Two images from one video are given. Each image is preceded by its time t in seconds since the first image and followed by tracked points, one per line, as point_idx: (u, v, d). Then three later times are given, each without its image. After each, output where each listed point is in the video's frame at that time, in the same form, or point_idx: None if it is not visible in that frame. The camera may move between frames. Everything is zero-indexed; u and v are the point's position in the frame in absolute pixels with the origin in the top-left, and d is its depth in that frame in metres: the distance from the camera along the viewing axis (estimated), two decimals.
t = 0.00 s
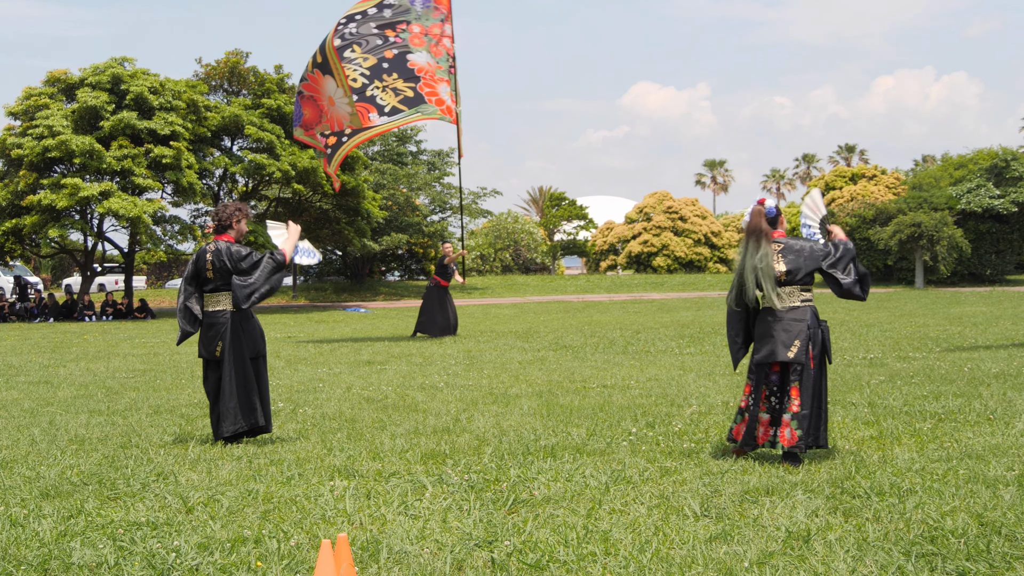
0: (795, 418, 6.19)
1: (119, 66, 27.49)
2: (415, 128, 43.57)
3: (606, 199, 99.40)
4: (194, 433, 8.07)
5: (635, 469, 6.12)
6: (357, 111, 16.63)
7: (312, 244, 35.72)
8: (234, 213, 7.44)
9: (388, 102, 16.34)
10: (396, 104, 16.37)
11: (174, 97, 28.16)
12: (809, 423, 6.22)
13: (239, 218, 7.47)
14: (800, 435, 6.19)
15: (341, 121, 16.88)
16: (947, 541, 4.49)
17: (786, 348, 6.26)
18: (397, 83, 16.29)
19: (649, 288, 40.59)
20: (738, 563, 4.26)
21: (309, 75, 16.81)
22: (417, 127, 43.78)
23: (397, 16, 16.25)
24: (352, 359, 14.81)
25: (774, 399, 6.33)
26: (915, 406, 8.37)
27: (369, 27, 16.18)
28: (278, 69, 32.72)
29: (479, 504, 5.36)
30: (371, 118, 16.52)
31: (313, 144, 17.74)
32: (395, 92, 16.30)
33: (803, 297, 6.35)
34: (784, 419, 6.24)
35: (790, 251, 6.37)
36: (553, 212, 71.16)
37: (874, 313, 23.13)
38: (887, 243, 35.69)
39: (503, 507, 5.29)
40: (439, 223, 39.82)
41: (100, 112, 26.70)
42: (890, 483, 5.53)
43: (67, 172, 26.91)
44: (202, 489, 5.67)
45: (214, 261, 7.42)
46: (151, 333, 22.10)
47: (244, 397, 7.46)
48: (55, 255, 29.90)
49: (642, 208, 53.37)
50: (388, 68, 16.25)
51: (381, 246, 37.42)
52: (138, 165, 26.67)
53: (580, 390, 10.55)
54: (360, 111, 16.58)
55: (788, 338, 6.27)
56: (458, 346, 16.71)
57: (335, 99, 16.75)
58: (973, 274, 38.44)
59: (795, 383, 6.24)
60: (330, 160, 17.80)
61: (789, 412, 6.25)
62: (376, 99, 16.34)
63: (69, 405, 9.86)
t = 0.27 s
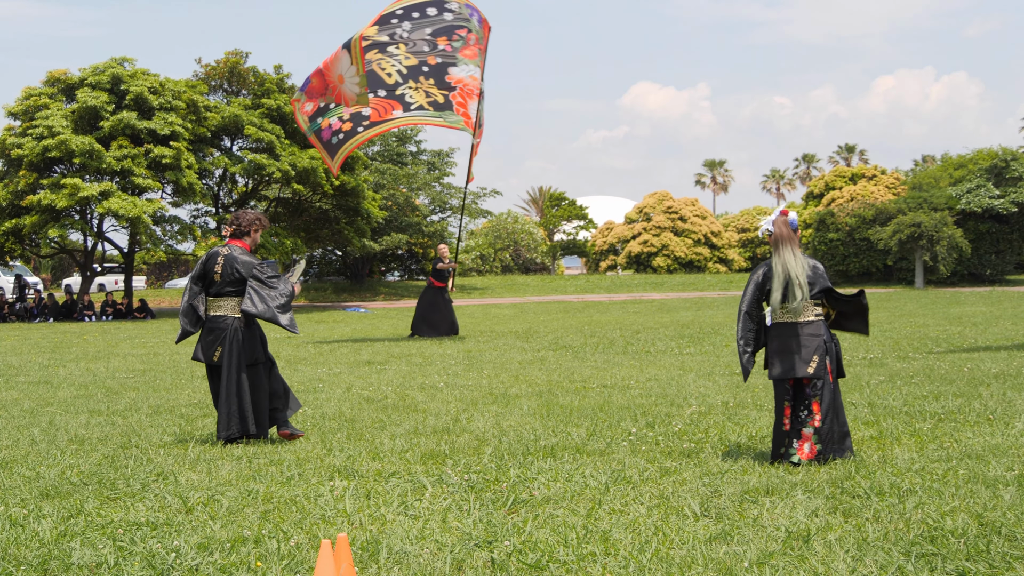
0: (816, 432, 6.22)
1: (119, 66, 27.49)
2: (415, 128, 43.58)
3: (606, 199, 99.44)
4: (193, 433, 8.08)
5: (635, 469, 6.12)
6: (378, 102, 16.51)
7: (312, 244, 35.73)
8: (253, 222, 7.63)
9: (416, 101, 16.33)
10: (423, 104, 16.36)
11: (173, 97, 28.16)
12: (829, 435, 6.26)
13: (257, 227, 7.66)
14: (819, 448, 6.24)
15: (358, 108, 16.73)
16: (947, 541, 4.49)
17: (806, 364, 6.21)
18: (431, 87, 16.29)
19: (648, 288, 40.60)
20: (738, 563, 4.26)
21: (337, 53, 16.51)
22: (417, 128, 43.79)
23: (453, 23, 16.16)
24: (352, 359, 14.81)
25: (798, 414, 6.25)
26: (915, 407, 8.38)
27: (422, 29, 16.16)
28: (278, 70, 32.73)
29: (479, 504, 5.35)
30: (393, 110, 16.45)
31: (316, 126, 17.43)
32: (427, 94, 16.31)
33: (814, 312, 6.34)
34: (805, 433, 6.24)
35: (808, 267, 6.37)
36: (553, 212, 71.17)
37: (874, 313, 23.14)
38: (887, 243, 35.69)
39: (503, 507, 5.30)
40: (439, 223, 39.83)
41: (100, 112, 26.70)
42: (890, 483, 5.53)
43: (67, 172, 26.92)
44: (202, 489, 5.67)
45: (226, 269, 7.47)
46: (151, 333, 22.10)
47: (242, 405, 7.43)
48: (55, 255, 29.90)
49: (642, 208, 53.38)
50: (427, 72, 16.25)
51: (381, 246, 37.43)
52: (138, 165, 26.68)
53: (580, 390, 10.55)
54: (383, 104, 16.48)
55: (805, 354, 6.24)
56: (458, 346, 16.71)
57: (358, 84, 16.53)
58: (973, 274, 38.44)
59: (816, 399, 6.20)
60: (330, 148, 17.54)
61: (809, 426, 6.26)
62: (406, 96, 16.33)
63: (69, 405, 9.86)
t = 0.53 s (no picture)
0: (817, 432, 6.23)
1: (119, 66, 27.49)
2: (415, 128, 43.56)
3: (606, 199, 99.45)
4: (193, 433, 8.07)
5: (635, 469, 6.12)
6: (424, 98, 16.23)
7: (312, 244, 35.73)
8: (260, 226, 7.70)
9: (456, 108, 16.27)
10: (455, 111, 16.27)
11: (173, 97, 28.16)
12: (830, 436, 6.24)
13: (263, 230, 7.72)
14: (821, 447, 6.23)
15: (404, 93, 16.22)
16: (947, 541, 4.48)
17: (794, 365, 6.26)
18: (478, 103, 16.42)
19: (648, 288, 40.59)
20: (739, 563, 4.26)
21: (403, 31, 16.21)
22: (417, 127, 43.79)
23: (515, 57, 16.95)
24: (352, 359, 14.80)
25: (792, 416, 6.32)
26: (916, 407, 8.36)
27: (490, 44, 16.63)
28: (278, 69, 32.72)
29: (479, 504, 5.35)
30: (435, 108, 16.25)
31: (346, 96, 16.39)
32: (471, 107, 16.35)
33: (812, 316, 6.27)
34: (805, 434, 6.27)
35: (810, 271, 6.35)
36: (553, 212, 71.15)
37: (874, 313, 23.13)
38: (887, 243, 35.68)
39: (503, 507, 5.29)
40: (439, 222, 39.83)
41: (100, 112, 26.69)
42: (891, 483, 5.53)
43: (67, 172, 26.91)
44: (202, 489, 5.67)
45: (232, 272, 7.53)
46: (151, 333, 22.08)
47: (242, 405, 7.43)
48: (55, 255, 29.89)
49: (642, 208, 53.36)
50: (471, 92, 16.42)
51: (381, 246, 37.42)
52: (138, 165, 26.67)
53: (580, 390, 10.54)
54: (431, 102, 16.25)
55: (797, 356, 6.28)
56: (458, 346, 16.69)
57: (414, 68, 16.24)
58: (973, 274, 38.42)
59: (811, 400, 6.22)
60: (349, 123, 16.47)
61: (810, 426, 6.27)
62: (450, 99, 16.33)
63: (69, 405, 9.85)
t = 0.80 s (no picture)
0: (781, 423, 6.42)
1: (119, 66, 27.49)
2: (415, 128, 43.57)
3: (606, 199, 99.47)
4: (193, 433, 8.08)
5: (635, 469, 6.12)
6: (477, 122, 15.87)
7: (312, 244, 35.78)
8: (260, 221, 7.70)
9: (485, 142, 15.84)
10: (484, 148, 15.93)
11: (174, 97, 28.16)
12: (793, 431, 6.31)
13: (262, 227, 7.69)
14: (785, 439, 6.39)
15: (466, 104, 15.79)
16: (947, 541, 4.49)
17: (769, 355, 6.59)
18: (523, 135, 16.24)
19: (648, 288, 40.59)
20: (739, 563, 4.26)
21: (500, 36, 15.51)
22: (417, 128, 43.80)
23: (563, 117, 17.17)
24: (352, 359, 14.80)
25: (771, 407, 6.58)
26: (915, 407, 8.37)
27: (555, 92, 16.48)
28: (278, 69, 32.74)
29: (479, 504, 5.35)
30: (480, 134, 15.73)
31: (412, 74, 15.52)
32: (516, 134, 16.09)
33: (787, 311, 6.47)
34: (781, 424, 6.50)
35: (786, 267, 6.49)
36: (553, 212, 71.14)
37: (874, 313, 23.14)
38: (887, 243, 35.68)
39: (503, 507, 5.30)
40: (439, 223, 39.83)
41: (100, 112, 26.70)
42: (890, 483, 5.53)
43: (67, 172, 26.93)
44: (202, 489, 5.67)
45: (230, 266, 7.56)
46: (151, 333, 22.09)
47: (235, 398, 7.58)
48: (55, 255, 29.90)
49: (642, 208, 53.35)
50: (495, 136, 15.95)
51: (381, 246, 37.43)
52: (138, 165, 26.68)
53: (580, 390, 10.54)
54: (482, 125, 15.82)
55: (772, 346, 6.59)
56: (458, 346, 16.69)
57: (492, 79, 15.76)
58: (973, 274, 38.43)
59: (778, 390, 6.46)
60: (401, 99, 15.62)
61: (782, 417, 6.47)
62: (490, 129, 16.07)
63: (69, 405, 9.86)
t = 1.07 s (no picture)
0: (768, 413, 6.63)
1: (119, 66, 27.48)
2: (415, 128, 43.55)
3: (606, 199, 99.47)
4: (192, 434, 8.07)
5: (635, 469, 6.12)
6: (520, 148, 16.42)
7: (312, 244, 35.78)
8: (250, 208, 7.59)
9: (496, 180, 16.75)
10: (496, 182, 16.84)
11: (173, 97, 28.14)
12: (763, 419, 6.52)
13: (251, 214, 7.59)
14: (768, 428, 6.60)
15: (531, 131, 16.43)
16: (947, 541, 4.48)
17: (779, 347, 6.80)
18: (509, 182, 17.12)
19: (648, 288, 40.58)
20: (739, 563, 4.26)
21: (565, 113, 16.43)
22: (417, 127, 43.79)
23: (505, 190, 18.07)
24: (352, 359, 14.79)
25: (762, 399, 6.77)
26: (915, 407, 8.36)
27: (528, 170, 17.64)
28: (278, 69, 32.74)
29: (479, 504, 5.35)
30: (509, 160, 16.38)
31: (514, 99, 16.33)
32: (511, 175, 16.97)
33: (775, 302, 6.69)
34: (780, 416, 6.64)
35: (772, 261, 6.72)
36: (553, 212, 71.10)
37: (874, 313, 23.12)
38: (887, 243, 35.68)
39: (503, 507, 5.29)
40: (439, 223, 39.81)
41: (100, 112, 26.69)
42: (891, 483, 5.52)
43: (67, 172, 26.91)
44: (202, 489, 5.67)
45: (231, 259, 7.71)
46: (151, 333, 22.07)
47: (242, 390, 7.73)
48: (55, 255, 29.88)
49: (642, 207, 53.33)
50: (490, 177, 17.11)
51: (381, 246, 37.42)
52: (138, 165, 26.67)
53: (580, 390, 10.53)
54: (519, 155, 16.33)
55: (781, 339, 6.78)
56: (458, 346, 16.67)
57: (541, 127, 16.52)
58: (973, 274, 38.43)
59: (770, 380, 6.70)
60: (492, 109, 16.42)
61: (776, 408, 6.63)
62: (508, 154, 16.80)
63: (69, 405, 9.85)
